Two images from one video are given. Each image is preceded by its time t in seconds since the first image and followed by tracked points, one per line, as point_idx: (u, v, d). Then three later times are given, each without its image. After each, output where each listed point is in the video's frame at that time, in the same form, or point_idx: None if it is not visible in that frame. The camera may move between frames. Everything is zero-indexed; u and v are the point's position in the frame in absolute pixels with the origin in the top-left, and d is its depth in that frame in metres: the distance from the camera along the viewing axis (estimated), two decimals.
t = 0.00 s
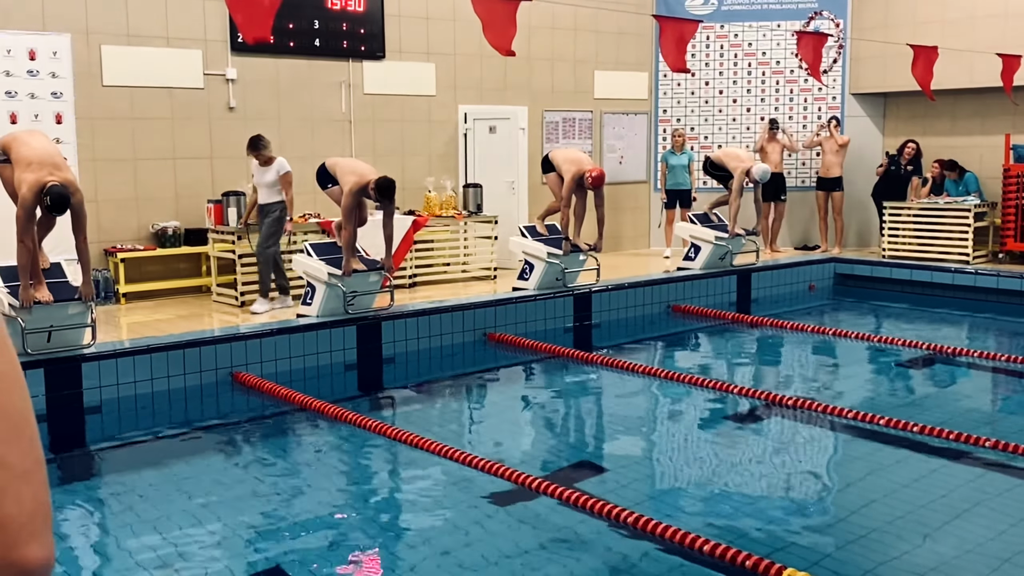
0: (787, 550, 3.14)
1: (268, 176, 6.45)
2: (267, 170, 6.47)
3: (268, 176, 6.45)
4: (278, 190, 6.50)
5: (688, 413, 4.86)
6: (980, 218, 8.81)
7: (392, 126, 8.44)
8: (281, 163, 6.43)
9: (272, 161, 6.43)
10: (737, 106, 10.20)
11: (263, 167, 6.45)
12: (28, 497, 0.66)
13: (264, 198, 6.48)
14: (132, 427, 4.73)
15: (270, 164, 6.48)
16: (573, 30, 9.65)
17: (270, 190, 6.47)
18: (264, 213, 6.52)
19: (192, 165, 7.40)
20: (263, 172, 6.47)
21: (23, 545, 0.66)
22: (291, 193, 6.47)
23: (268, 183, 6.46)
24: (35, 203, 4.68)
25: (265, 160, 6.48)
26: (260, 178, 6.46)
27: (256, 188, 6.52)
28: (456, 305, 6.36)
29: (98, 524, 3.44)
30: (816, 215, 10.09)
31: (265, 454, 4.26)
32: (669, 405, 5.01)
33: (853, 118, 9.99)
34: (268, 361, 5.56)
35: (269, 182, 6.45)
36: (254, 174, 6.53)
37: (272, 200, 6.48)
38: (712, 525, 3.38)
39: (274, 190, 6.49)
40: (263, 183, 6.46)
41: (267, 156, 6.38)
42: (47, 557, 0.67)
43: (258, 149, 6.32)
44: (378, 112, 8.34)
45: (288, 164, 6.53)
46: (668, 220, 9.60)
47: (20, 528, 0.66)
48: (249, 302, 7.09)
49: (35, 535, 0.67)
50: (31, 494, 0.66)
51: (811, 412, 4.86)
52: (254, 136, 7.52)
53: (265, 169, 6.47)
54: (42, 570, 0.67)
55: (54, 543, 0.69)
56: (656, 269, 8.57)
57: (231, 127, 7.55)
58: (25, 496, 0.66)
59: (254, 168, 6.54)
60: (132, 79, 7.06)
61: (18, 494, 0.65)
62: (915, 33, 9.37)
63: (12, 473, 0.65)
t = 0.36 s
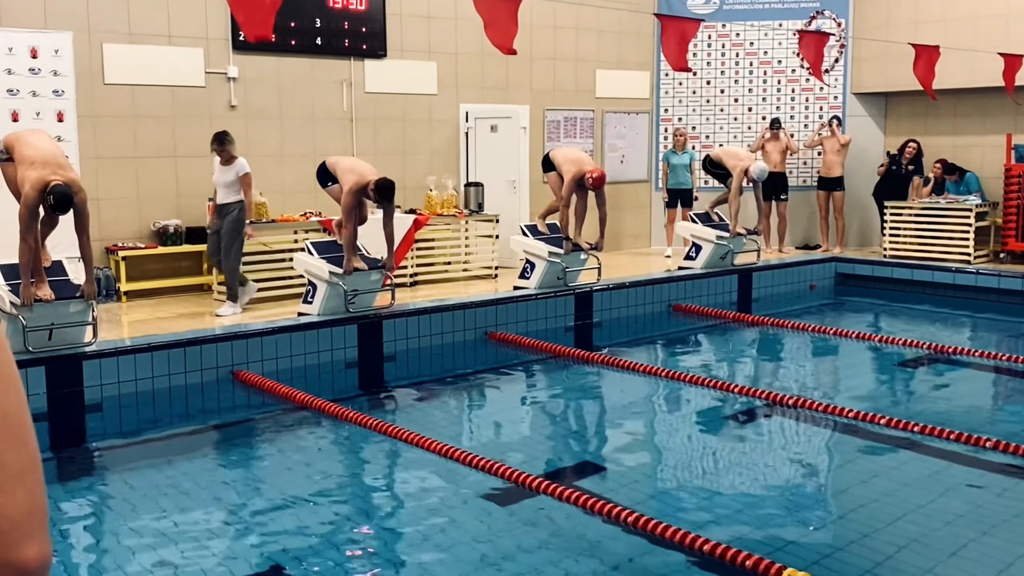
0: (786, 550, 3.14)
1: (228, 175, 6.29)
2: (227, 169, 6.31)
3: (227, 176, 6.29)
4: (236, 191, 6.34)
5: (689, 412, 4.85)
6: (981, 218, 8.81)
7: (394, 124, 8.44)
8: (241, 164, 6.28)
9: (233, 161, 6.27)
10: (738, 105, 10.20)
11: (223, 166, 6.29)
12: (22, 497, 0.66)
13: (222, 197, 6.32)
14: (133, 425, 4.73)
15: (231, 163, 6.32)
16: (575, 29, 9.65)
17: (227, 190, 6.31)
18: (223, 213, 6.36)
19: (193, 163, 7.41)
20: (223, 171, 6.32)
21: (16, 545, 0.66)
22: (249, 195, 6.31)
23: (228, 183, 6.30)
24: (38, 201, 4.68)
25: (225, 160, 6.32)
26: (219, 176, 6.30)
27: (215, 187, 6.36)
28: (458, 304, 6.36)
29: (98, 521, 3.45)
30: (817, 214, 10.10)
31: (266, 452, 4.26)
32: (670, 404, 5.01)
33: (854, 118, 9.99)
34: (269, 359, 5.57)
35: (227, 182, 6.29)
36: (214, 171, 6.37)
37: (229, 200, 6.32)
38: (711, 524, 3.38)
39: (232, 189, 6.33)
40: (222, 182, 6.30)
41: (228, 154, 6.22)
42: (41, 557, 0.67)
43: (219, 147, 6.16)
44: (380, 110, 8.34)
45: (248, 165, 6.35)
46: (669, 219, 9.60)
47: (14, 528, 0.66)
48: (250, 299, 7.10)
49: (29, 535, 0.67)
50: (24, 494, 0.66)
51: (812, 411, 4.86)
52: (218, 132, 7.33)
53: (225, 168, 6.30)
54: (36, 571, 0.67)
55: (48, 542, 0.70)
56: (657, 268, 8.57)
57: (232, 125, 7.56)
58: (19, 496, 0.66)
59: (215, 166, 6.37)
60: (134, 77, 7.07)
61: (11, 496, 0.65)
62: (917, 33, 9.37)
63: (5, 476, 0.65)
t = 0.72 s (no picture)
0: (788, 549, 3.14)
1: (193, 174, 6.18)
2: (192, 168, 6.20)
3: (192, 175, 6.17)
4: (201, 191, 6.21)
5: (690, 411, 4.85)
6: (983, 217, 8.80)
7: (395, 123, 8.43)
8: (206, 163, 6.16)
9: (198, 159, 6.16)
10: (740, 104, 10.20)
11: (188, 165, 6.18)
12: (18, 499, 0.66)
13: (187, 197, 6.20)
14: (134, 423, 4.73)
15: (196, 162, 6.21)
16: (577, 28, 9.64)
17: (193, 189, 6.18)
18: (188, 214, 6.23)
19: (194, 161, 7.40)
20: (187, 171, 6.20)
21: (11, 549, 0.66)
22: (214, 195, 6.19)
23: (192, 183, 6.17)
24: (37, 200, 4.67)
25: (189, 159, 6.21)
26: (184, 176, 6.18)
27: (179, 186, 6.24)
28: (459, 302, 6.36)
29: (99, 520, 3.45)
30: (819, 212, 10.09)
31: (267, 450, 4.26)
32: (671, 402, 5.01)
33: (856, 117, 9.98)
34: (270, 358, 5.56)
35: (192, 181, 6.17)
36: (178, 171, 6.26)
37: (194, 200, 6.20)
38: (712, 523, 3.37)
39: (197, 190, 6.19)
40: (187, 182, 6.17)
41: (193, 152, 6.12)
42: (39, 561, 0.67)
43: (185, 144, 6.07)
44: (381, 109, 8.33)
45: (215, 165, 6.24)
46: (670, 218, 9.59)
47: (10, 530, 0.66)
48: (251, 298, 7.10)
49: (26, 539, 0.67)
50: (23, 493, 0.66)
51: (813, 410, 4.86)
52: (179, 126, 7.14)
53: (190, 167, 6.19)
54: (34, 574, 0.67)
55: (44, 546, 0.70)
56: (659, 267, 8.57)
57: (234, 123, 7.56)
58: (16, 497, 0.66)
59: (179, 165, 6.26)
60: (135, 75, 7.06)
61: (7, 495, 0.65)
62: (919, 32, 9.36)
63: (2, 474, 0.65)
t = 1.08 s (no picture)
0: (788, 549, 3.14)
1: (159, 171, 6.07)
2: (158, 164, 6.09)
3: (159, 171, 6.06)
4: (170, 188, 6.11)
5: (690, 411, 4.84)
6: (983, 217, 8.80)
7: (396, 122, 8.43)
8: (173, 159, 6.06)
9: (164, 155, 6.06)
10: (740, 103, 10.19)
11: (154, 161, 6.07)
12: (14, 504, 0.67)
13: (155, 195, 6.08)
14: (134, 422, 4.73)
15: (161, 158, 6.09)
16: (577, 27, 9.64)
17: (161, 186, 6.08)
18: (155, 211, 6.11)
19: (194, 160, 7.39)
20: (153, 167, 6.08)
21: (8, 552, 0.67)
22: (183, 192, 6.10)
23: (159, 179, 6.07)
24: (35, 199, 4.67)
25: (154, 155, 6.09)
26: (151, 173, 6.07)
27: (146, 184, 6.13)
28: (459, 301, 6.36)
29: (98, 519, 3.44)
30: (819, 212, 10.09)
31: (267, 450, 4.26)
32: (671, 402, 5.01)
33: (857, 116, 9.98)
34: (269, 357, 5.56)
35: (160, 178, 6.06)
36: (143, 168, 6.14)
37: (162, 197, 6.09)
38: (713, 523, 3.37)
39: (164, 186, 6.09)
40: (154, 179, 6.06)
41: (159, 148, 6.03)
42: (35, 563, 0.68)
43: (153, 139, 5.96)
44: (381, 108, 8.32)
45: (181, 161, 6.14)
46: (670, 218, 9.58)
47: (7, 534, 0.67)
48: (252, 296, 7.09)
49: (23, 543, 0.68)
50: (19, 497, 0.67)
51: (813, 410, 4.86)
52: (153, 123, 7.06)
53: (156, 163, 6.09)
54: None
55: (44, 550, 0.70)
56: (659, 267, 8.56)
57: (234, 122, 7.55)
58: (13, 498, 0.66)
59: (144, 162, 6.15)
60: (134, 74, 7.06)
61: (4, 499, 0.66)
62: (919, 31, 9.36)
63: None
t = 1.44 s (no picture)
0: (784, 549, 3.14)
1: (133, 171, 6.06)
2: (131, 164, 6.08)
3: (132, 171, 6.05)
4: (142, 188, 6.11)
5: (687, 410, 4.85)
6: (980, 216, 8.82)
7: (393, 120, 8.43)
8: (148, 160, 6.09)
9: (139, 155, 6.07)
10: (738, 102, 10.20)
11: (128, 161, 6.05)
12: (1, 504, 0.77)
13: (127, 195, 6.06)
14: (131, 421, 4.72)
15: (134, 158, 6.09)
16: (574, 25, 9.63)
17: (134, 186, 6.06)
18: (127, 211, 6.09)
19: (191, 158, 7.39)
20: (127, 166, 6.06)
21: None
22: (157, 192, 6.12)
23: (133, 179, 6.05)
24: (30, 197, 4.67)
25: (127, 155, 6.08)
26: (124, 172, 6.05)
27: (116, 183, 6.08)
28: (456, 300, 6.36)
29: (94, 518, 3.44)
30: (816, 211, 10.10)
31: (264, 448, 4.26)
32: (668, 401, 5.02)
33: (855, 115, 9.99)
34: (266, 355, 5.55)
35: (134, 178, 6.05)
36: (112, 167, 6.09)
37: (135, 198, 6.08)
38: (710, 523, 3.37)
39: (137, 186, 6.08)
40: (128, 178, 6.04)
41: (135, 148, 6.03)
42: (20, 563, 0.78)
43: (131, 139, 5.98)
44: (378, 106, 8.32)
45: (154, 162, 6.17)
46: (668, 216, 9.58)
47: None
48: (249, 295, 7.08)
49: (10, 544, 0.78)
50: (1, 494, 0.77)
51: (810, 408, 4.86)
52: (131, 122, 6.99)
53: (129, 163, 6.08)
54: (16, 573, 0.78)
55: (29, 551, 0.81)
56: (657, 266, 8.56)
57: (231, 120, 7.54)
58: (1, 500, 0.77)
59: (113, 162, 6.10)
60: (131, 72, 7.04)
61: None
62: (916, 30, 9.37)
63: None
